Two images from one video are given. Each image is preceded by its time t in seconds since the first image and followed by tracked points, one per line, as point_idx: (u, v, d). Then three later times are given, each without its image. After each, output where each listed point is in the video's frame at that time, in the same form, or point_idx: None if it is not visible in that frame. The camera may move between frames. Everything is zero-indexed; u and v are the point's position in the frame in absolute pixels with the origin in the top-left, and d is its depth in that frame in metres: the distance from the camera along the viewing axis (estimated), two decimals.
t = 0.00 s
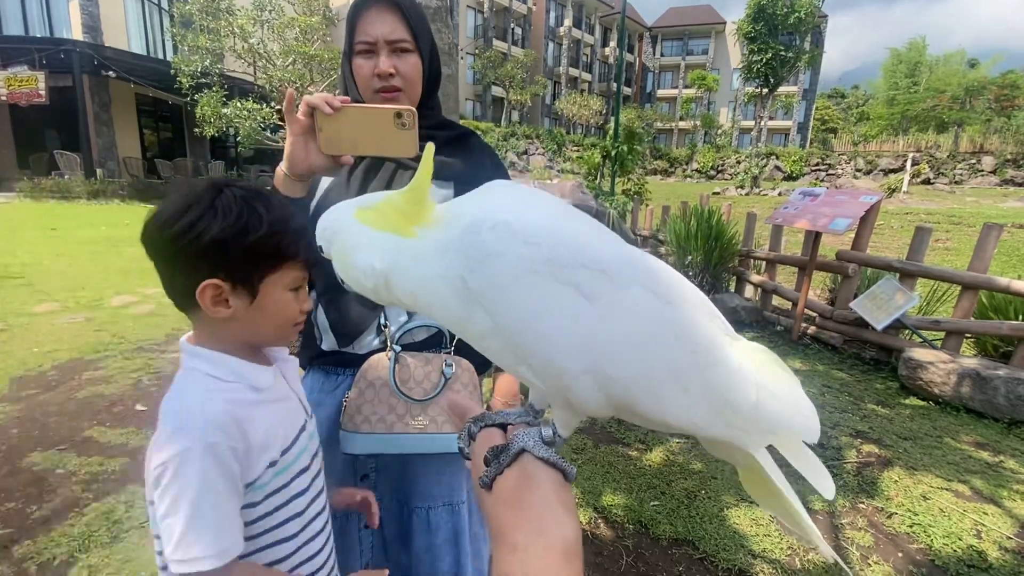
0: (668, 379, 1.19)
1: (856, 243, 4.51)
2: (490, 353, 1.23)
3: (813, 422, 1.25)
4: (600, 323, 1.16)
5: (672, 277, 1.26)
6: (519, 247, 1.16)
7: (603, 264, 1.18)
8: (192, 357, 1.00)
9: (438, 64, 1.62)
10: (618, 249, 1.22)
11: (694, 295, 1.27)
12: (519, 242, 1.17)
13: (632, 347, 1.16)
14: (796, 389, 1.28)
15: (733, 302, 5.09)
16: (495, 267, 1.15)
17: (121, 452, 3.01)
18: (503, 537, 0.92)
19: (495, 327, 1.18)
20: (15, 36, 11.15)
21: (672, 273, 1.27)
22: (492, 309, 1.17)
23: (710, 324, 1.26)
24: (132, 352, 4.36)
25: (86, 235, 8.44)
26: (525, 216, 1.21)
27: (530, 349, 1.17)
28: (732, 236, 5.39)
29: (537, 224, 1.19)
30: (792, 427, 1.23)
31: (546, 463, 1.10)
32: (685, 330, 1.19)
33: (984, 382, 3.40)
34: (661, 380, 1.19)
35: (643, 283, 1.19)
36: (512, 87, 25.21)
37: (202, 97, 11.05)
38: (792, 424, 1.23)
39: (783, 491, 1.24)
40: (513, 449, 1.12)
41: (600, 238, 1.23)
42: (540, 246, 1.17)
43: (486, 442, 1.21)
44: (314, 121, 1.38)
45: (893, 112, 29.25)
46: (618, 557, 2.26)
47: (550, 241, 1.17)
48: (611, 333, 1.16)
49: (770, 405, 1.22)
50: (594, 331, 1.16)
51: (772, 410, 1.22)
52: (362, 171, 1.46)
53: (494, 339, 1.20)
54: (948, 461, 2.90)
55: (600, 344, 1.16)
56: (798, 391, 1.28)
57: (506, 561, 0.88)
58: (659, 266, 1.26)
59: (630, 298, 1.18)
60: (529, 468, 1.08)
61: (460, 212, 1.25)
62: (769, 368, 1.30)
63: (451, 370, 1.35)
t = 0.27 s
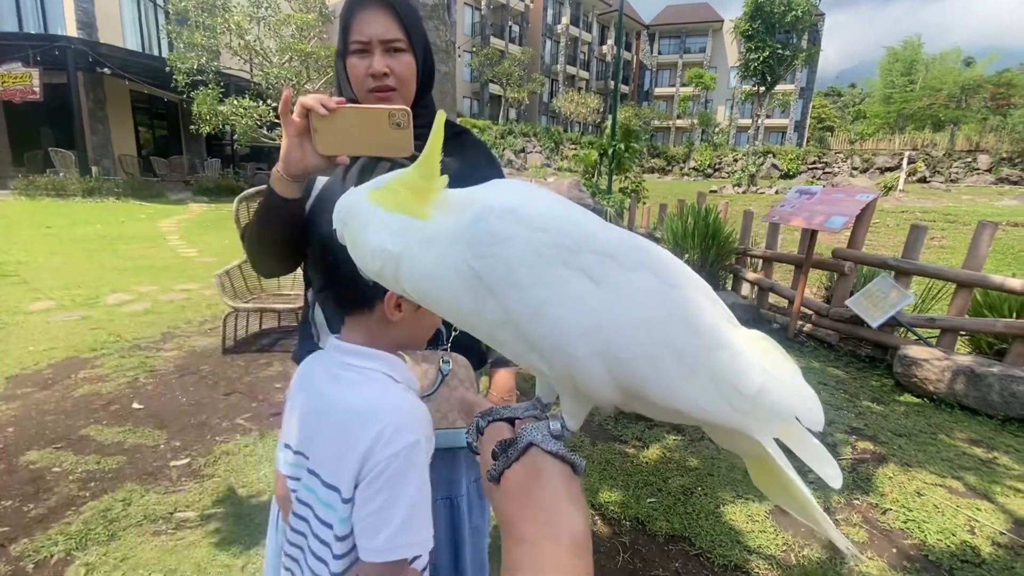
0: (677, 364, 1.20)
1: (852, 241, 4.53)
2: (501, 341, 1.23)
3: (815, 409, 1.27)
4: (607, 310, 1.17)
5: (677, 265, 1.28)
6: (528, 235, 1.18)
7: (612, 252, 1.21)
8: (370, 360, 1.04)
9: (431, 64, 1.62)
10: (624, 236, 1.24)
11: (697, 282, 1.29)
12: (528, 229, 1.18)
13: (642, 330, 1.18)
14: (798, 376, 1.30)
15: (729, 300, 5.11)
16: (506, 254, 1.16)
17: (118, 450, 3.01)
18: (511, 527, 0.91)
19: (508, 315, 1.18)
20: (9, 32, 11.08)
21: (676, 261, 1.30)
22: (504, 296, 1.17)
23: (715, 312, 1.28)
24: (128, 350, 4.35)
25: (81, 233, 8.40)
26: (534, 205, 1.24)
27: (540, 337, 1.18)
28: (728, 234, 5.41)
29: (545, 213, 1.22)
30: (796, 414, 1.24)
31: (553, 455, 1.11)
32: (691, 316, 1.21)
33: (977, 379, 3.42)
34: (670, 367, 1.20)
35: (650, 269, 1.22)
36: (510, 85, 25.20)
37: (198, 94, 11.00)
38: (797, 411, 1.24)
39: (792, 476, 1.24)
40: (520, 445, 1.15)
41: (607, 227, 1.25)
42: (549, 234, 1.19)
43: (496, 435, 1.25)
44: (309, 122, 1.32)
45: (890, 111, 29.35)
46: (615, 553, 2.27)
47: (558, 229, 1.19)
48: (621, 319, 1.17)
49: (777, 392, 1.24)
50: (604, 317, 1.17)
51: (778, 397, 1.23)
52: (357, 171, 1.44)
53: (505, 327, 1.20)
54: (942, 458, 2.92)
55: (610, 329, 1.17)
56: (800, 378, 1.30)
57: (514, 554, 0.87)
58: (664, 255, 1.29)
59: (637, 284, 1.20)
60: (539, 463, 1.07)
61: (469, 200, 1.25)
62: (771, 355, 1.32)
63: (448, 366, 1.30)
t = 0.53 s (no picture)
0: (673, 359, 1.20)
1: (843, 238, 4.57)
2: (496, 338, 1.23)
3: (808, 408, 1.26)
4: (604, 303, 1.18)
5: (674, 262, 1.29)
6: (525, 229, 1.20)
7: (609, 247, 1.21)
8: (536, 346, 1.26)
9: (417, 62, 1.61)
10: (617, 231, 1.25)
11: (691, 277, 1.29)
12: (524, 223, 1.20)
13: (637, 324, 1.18)
14: (792, 375, 1.30)
15: (723, 297, 5.14)
16: (502, 247, 1.18)
17: (110, 450, 2.99)
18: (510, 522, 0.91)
19: (504, 308, 1.18)
20: None
21: (672, 258, 1.31)
22: (499, 290, 1.18)
23: (710, 308, 1.28)
24: (119, 350, 4.31)
25: (70, 232, 8.31)
26: (531, 201, 1.25)
27: (536, 330, 1.17)
28: (722, 231, 5.44)
29: (539, 209, 1.23)
30: (788, 412, 1.24)
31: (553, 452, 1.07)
32: (687, 311, 1.21)
33: (967, 373, 3.46)
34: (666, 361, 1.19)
35: (647, 264, 1.22)
36: (504, 82, 25.14)
37: (189, 91, 10.89)
38: (792, 408, 1.24)
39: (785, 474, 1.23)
40: (517, 439, 1.09)
41: (605, 223, 1.27)
42: (546, 228, 1.20)
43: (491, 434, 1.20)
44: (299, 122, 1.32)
45: (881, 109, 29.56)
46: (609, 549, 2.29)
47: (554, 224, 1.21)
48: (617, 312, 1.18)
49: (771, 388, 1.23)
50: (600, 310, 1.18)
51: (772, 393, 1.23)
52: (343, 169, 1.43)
53: (500, 323, 1.20)
54: (932, 452, 2.96)
55: (606, 323, 1.17)
56: (794, 378, 1.29)
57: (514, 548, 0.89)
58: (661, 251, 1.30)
59: (633, 278, 1.20)
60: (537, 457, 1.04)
61: (464, 198, 1.27)
62: (766, 353, 1.32)
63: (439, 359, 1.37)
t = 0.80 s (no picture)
0: (655, 355, 1.19)
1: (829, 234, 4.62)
2: (480, 334, 1.23)
3: (795, 403, 1.24)
4: (584, 299, 1.17)
5: (658, 256, 1.27)
6: (504, 224, 1.20)
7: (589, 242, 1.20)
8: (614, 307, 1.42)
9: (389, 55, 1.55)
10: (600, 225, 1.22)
11: (675, 273, 1.27)
12: (504, 220, 1.20)
13: (618, 319, 1.17)
14: (779, 370, 1.28)
15: (712, 293, 5.17)
16: (481, 244, 1.18)
17: (96, 454, 2.94)
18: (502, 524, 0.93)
19: (484, 305, 1.18)
20: None
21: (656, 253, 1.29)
22: (479, 286, 1.18)
23: (695, 303, 1.26)
24: (104, 352, 4.25)
25: (52, 232, 8.16)
26: (512, 197, 1.24)
27: (516, 327, 1.17)
28: (710, 228, 5.48)
29: (519, 205, 1.23)
30: (773, 407, 1.22)
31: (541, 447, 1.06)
32: (668, 305, 1.20)
33: (949, 366, 3.52)
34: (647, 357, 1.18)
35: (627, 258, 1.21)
36: (493, 79, 25.09)
37: (173, 88, 10.73)
38: (778, 404, 1.22)
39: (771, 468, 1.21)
40: (506, 438, 1.09)
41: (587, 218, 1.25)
42: (525, 224, 1.20)
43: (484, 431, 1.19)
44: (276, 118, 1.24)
45: (866, 106, 29.98)
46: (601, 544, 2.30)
47: (534, 220, 1.20)
48: (598, 308, 1.17)
49: (757, 383, 1.21)
50: (580, 306, 1.17)
51: (757, 388, 1.21)
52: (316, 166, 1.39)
53: (482, 319, 1.20)
54: (917, 443, 3.01)
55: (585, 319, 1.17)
56: (781, 373, 1.27)
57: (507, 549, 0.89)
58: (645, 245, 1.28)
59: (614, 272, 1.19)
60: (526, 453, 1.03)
61: (446, 195, 1.26)
62: (754, 349, 1.30)
63: (421, 354, 1.30)
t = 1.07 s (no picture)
0: (639, 347, 1.19)
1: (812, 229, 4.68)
2: (467, 329, 1.24)
3: (779, 393, 1.25)
4: (567, 293, 1.18)
5: (641, 250, 1.27)
6: (486, 220, 1.20)
7: (571, 237, 1.20)
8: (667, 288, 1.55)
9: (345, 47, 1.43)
10: (582, 219, 1.23)
11: (658, 266, 1.27)
12: (487, 215, 1.20)
13: (601, 312, 1.18)
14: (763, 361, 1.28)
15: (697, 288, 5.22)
16: (464, 239, 1.18)
17: (76, 459, 2.88)
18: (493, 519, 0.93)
19: (468, 301, 1.19)
20: None
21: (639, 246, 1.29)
22: (463, 281, 1.18)
23: (679, 295, 1.26)
24: (83, 355, 4.16)
25: (28, 233, 7.97)
26: (495, 193, 1.24)
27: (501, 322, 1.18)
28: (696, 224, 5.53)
29: (502, 201, 1.23)
30: (758, 397, 1.23)
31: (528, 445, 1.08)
32: (650, 298, 1.20)
33: (928, 358, 3.60)
34: (630, 349, 1.18)
35: (609, 252, 1.21)
36: (479, 77, 25.03)
37: (152, 85, 10.52)
38: (762, 394, 1.22)
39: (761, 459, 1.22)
40: (495, 435, 1.09)
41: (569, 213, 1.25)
42: (508, 219, 1.20)
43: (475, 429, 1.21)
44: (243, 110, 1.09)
45: (847, 103, 30.49)
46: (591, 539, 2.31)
47: (516, 215, 1.20)
48: (580, 301, 1.18)
49: (741, 374, 1.22)
50: (563, 300, 1.17)
51: (741, 379, 1.22)
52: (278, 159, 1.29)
53: (467, 314, 1.21)
54: (898, 434, 3.07)
55: (569, 313, 1.17)
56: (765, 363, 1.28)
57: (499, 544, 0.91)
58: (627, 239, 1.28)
59: (596, 266, 1.19)
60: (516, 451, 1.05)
61: (432, 190, 1.26)
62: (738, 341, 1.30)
63: (400, 346, 1.25)
